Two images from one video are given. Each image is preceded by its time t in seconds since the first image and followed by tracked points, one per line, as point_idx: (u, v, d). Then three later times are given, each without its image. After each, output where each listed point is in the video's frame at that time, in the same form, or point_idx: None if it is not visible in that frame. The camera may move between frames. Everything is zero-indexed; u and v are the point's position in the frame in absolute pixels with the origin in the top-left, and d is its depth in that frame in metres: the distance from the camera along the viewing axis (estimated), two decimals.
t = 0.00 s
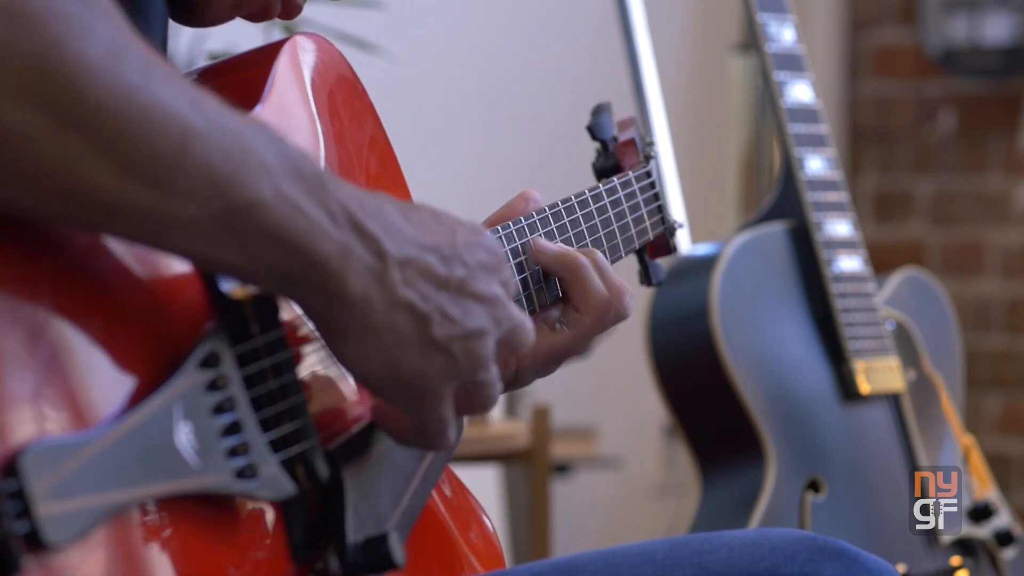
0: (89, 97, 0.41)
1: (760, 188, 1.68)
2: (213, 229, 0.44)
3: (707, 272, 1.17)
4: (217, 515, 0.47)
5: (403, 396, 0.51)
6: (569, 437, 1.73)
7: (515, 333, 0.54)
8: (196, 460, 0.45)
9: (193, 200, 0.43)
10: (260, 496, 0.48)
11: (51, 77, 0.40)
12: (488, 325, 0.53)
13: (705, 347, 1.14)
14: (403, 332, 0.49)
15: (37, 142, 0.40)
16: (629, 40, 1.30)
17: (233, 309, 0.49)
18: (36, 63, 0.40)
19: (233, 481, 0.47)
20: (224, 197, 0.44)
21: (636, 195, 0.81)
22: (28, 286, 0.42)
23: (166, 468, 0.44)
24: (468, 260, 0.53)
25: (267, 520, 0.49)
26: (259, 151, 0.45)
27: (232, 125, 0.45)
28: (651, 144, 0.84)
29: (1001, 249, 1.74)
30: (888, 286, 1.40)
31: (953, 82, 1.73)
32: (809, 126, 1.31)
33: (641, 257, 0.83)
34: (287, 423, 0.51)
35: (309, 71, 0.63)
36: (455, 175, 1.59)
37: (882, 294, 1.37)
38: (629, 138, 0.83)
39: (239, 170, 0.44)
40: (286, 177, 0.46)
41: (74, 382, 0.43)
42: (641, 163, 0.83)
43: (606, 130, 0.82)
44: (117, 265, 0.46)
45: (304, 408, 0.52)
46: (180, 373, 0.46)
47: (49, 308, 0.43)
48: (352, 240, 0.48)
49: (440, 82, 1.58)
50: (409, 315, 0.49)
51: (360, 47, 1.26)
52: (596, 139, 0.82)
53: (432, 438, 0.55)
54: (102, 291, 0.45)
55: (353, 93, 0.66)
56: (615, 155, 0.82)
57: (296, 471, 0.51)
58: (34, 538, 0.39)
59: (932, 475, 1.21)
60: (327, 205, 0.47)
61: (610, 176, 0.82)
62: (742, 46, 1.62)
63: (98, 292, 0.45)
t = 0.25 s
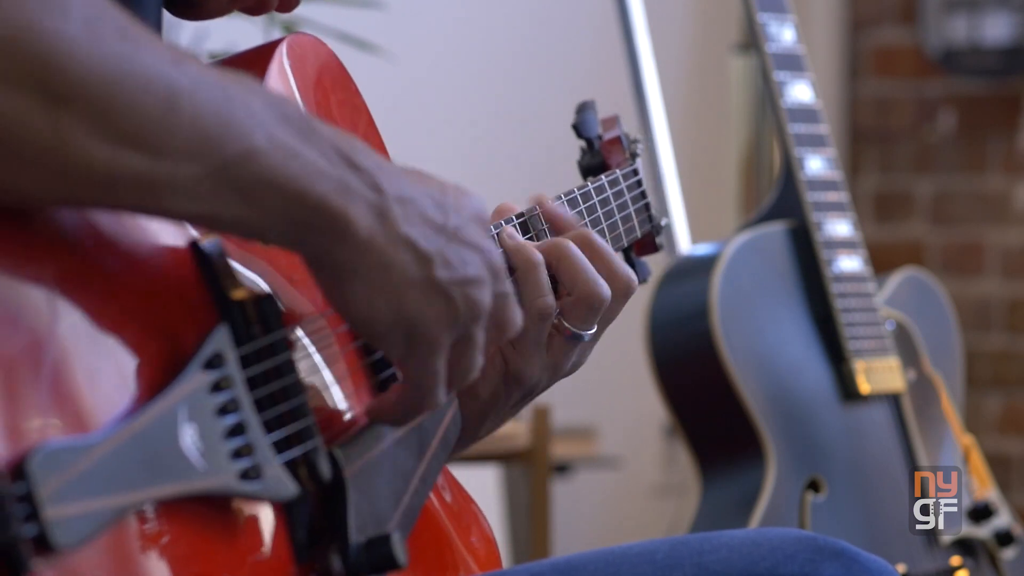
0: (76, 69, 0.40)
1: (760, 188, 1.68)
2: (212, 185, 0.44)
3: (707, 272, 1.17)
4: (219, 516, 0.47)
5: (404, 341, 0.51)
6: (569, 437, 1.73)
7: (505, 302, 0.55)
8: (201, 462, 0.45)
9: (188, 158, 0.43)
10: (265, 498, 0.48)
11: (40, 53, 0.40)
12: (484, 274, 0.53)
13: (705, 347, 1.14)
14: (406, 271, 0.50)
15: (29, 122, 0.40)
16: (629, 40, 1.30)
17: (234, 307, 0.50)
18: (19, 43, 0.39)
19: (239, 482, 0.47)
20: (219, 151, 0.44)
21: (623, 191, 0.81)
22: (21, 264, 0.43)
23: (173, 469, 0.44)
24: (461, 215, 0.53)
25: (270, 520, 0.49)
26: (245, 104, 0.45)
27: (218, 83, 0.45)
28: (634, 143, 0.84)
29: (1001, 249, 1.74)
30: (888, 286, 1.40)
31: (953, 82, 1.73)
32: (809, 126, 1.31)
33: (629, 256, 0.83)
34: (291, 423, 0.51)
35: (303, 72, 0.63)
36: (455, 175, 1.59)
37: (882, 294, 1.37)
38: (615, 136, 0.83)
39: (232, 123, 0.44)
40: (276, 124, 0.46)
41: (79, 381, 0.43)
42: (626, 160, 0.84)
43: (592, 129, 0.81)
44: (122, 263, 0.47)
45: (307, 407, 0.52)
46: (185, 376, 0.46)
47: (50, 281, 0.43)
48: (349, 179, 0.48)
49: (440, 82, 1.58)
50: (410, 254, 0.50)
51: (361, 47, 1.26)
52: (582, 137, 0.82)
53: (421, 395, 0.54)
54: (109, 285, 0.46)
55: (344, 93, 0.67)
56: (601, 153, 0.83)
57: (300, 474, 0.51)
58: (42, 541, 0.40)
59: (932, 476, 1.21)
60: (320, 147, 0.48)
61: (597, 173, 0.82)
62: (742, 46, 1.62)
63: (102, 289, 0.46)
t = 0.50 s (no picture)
0: (60, 94, 0.40)
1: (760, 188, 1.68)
2: (195, 209, 0.44)
3: (707, 272, 1.17)
4: (213, 522, 0.47)
5: (402, 352, 0.51)
6: (569, 437, 1.73)
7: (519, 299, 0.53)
8: (189, 468, 0.45)
9: (173, 181, 0.43)
10: (255, 504, 0.48)
11: (20, 80, 0.39)
12: (484, 281, 0.52)
13: (705, 347, 1.14)
14: (398, 288, 0.49)
15: (14, 149, 0.39)
16: (629, 40, 1.30)
17: (228, 311, 0.49)
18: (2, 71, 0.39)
19: (227, 488, 0.47)
20: (204, 176, 0.43)
21: (633, 180, 0.82)
22: None
23: (160, 477, 0.44)
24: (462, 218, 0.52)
25: (265, 525, 0.49)
26: (233, 124, 0.45)
27: (204, 106, 0.44)
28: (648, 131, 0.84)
29: (1001, 250, 1.74)
30: (888, 286, 1.40)
31: (953, 82, 1.73)
32: (809, 126, 1.31)
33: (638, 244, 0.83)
34: (285, 428, 0.50)
35: (302, 71, 0.63)
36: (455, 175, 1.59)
37: (882, 294, 1.37)
38: (628, 125, 0.83)
39: (216, 147, 0.43)
40: (262, 145, 0.45)
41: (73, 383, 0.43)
42: (639, 149, 0.84)
43: (605, 118, 0.82)
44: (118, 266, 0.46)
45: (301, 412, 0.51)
46: (173, 381, 0.45)
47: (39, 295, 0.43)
48: (335, 198, 0.47)
49: (440, 82, 1.58)
50: (403, 269, 0.49)
51: (360, 47, 1.26)
52: (594, 127, 0.82)
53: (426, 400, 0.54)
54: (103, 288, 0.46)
55: (348, 92, 0.67)
56: (614, 142, 0.83)
57: (292, 479, 0.51)
58: (27, 553, 0.39)
59: (931, 476, 1.21)
60: (306, 167, 0.47)
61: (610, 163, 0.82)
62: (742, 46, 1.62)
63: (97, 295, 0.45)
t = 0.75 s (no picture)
0: (146, 163, 0.41)
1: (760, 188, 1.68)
2: (259, 290, 0.45)
3: (707, 272, 1.17)
4: (228, 528, 0.47)
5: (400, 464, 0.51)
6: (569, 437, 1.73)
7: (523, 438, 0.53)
8: (210, 475, 0.45)
9: (238, 261, 0.44)
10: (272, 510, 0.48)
11: (113, 147, 0.40)
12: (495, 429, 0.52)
13: (705, 347, 1.14)
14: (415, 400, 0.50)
15: (93, 210, 0.40)
16: (629, 40, 1.30)
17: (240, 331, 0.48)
18: (95, 136, 0.40)
19: (247, 496, 0.46)
20: (271, 258, 0.44)
21: (599, 185, 0.82)
22: (43, 312, 0.42)
23: (184, 483, 0.44)
24: (495, 370, 0.53)
25: (277, 531, 0.49)
26: (309, 210, 0.46)
27: (282, 186, 0.45)
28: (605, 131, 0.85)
29: (1001, 249, 1.74)
30: (888, 286, 1.40)
31: (953, 82, 1.73)
32: (809, 126, 1.31)
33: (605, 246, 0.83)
34: (297, 435, 0.50)
35: (294, 70, 0.63)
36: (456, 174, 1.59)
37: (882, 294, 1.37)
38: (587, 126, 0.83)
39: (287, 234, 0.45)
40: (333, 235, 0.47)
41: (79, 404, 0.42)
42: (600, 150, 0.84)
43: (563, 117, 0.82)
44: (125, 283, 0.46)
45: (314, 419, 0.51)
46: (193, 389, 0.45)
47: (65, 340, 0.42)
48: (384, 296, 0.48)
49: (439, 82, 1.58)
50: (423, 379, 0.50)
51: (361, 47, 1.26)
52: (554, 127, 0.82)
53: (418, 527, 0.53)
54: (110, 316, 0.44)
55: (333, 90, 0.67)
56: (574, 143, 0.83)
57: (304, 484, 0.50)
58: (61, 561, 0.39)
59: (931, 476, 1.22)
60: (369, 262, 0.48)
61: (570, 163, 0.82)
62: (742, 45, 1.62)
63: (111, 317, 0.44)
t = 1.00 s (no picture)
0: (176, 162, 0.40)
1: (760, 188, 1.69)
2: (286, 286, 0.44)
3: (707, 272, 1.17)
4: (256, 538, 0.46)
5: (453, 449, 0.50)
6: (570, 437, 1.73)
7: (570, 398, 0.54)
8: (238, 485, 0.45)
9: (268, 258, 0.43)
10: (296, 519, 0.48)
11: (142, 142, 0.39)
12: (541, 396, 0.52)
13: (705, 347, 1.14)
14: (459, 379, 0.49)
15: (122, 209, 0.39)
16: (629, 40, 1.29)
17: (263, 334, 0.48)
18: (126, 132, 0.39)
19: (272, 505, 0.47)
20: (300, 254, 0.44)
21: (587, 174, 0.82)
22: (79, 325, 0.41)
23: (214, 495, 0.44)
24: (537, 336, 0.53)
25: (304, 540, 0.49)
26: (333, 206, 0.45)
27: (308, 182, 0.45)
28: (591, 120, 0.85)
29: (1001, 250, 1.74)
30: (888, 286, 1.40)
31: (953, 82, 1.73)
32: (809, 126, 1.31)
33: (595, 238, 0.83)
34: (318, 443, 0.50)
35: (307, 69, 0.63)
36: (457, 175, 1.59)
37: (882, 294, 1.37)
38: (571, 115, 0.83)
39: (315, 229, 0.44)
40: (357, 229, 0.46)
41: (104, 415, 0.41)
42: (586, 139, 0.84)
43: (546, 104, 0.82)
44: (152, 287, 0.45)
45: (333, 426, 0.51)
46: (222, 399, 0.45)
47: (100, 346, 0.42)
48: (413, 285, 0.48)
49: (439, 82, 1.58)
50: (468, 360, 0.49)
51: (361, 47, 1.26)
52: (537, 113, 0.82)
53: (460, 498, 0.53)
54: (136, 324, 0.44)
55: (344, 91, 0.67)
56: (558, 130, 0.83)
57: (324, 491, 0.50)
58: None
59: (931, 476, 1.22)
60: (393, 255, 0.47)
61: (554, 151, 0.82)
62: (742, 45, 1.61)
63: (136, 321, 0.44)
